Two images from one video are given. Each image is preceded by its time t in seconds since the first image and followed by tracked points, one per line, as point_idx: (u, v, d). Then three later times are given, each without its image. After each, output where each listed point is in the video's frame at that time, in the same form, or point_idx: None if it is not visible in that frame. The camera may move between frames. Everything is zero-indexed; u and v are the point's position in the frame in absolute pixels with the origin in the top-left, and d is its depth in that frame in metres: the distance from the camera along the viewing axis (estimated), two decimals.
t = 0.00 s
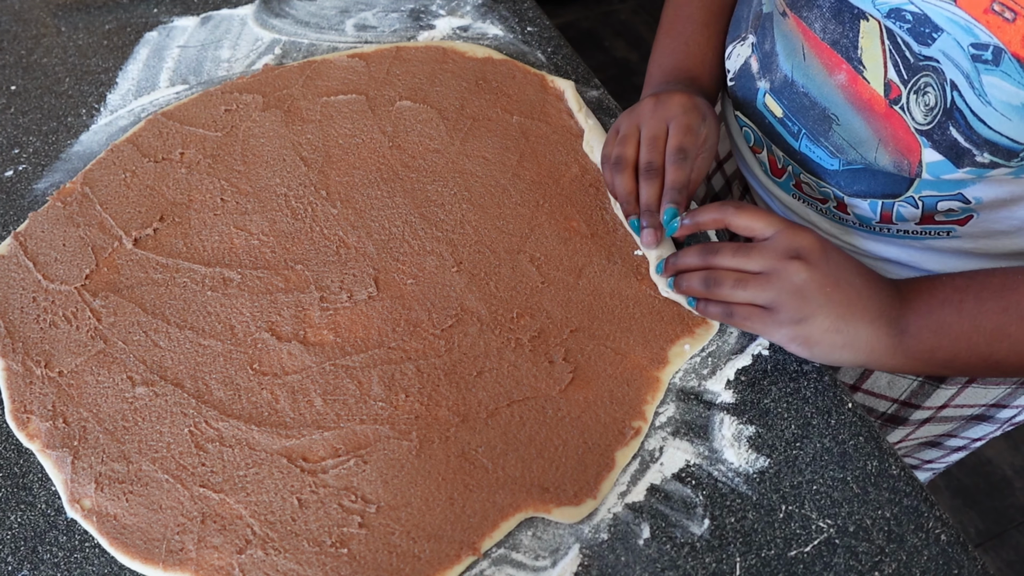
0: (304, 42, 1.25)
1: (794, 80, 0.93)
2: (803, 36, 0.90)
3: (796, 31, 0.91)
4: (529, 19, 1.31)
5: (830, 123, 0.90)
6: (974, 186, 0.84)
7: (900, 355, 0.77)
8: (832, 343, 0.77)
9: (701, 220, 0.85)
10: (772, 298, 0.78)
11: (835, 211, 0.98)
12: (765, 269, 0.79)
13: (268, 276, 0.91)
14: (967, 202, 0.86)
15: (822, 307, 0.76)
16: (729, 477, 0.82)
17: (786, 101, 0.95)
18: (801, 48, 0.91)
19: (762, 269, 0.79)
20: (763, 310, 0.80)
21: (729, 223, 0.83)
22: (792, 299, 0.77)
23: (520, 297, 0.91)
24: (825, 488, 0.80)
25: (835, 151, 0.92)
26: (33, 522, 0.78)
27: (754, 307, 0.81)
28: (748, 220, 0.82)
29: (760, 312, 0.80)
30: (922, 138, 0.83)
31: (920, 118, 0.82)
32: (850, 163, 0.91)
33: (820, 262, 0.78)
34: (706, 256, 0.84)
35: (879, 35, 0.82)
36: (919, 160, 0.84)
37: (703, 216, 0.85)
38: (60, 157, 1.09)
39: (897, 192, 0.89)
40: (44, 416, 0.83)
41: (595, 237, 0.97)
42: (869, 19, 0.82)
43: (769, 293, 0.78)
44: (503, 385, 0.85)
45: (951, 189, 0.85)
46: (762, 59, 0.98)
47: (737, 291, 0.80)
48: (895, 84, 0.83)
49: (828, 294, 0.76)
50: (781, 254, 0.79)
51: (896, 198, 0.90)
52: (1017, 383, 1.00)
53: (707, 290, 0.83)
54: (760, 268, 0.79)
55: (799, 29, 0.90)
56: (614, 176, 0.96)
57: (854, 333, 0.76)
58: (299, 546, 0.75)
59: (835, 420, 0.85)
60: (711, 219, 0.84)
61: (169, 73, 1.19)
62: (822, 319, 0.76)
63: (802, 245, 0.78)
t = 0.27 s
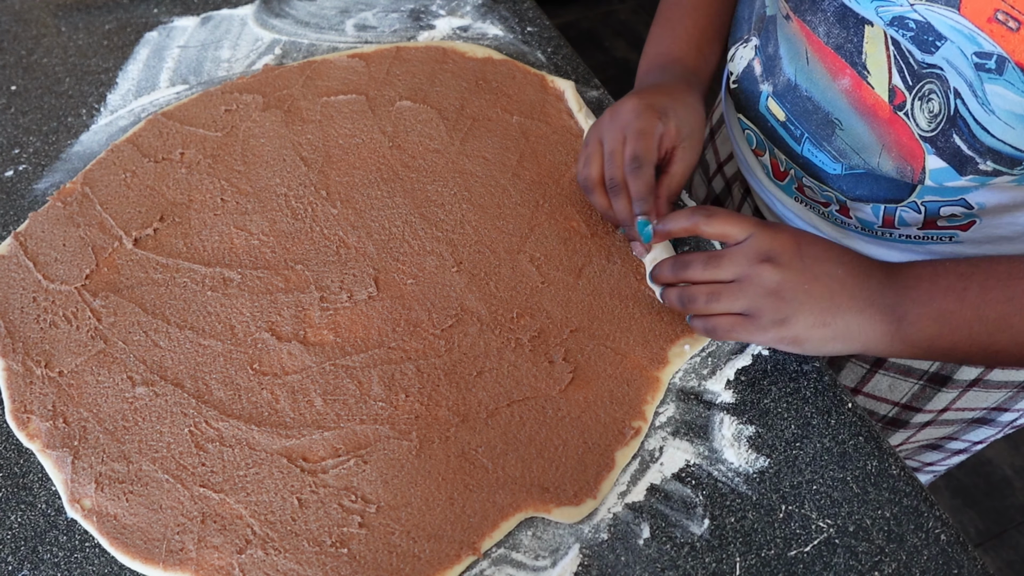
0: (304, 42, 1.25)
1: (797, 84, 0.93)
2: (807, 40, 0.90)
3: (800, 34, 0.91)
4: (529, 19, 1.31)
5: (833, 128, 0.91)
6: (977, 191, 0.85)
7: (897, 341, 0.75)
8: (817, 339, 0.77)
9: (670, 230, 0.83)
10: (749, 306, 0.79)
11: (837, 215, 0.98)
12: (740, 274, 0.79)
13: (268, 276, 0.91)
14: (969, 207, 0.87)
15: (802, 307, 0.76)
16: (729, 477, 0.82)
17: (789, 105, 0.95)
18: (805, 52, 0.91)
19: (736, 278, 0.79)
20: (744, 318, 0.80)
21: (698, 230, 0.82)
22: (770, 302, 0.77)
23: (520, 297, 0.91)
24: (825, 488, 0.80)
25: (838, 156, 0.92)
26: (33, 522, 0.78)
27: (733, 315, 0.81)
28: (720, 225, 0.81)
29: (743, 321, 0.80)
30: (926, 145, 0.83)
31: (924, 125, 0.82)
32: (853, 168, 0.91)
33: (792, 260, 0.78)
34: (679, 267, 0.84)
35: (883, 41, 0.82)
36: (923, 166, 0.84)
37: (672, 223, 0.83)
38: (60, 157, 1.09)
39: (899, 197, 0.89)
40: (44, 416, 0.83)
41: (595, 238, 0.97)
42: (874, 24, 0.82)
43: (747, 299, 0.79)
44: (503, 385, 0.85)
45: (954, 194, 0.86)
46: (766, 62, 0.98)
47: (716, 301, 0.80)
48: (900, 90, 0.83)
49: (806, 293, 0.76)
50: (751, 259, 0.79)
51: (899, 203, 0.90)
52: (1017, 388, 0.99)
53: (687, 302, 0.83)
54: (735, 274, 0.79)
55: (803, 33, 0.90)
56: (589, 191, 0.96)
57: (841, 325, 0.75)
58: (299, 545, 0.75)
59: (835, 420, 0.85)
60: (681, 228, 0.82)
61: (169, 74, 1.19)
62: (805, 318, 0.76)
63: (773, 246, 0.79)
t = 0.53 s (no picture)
0: (304, 42, 1.25)
1: (798, 86, 0.92)
2: (808, 41, 0.89)
3: (802, 36, 0.89)
4: (529, 19, 1.31)
5: (834, 131, 0.89)
6: (977, 195, 0.84)
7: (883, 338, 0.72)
8: (795, 345, 0.74)
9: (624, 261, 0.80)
10: (713, 325, 0.76)
11: (837, 218, 0.97)
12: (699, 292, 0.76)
13: (268, 276, 0.91)
14: (969, 211, 0.86)
15: (768, 318, 0.73)
16: (729, 477, 0.82)
17: (791, 107, 0.94)
18: (806, 54, 0.89)
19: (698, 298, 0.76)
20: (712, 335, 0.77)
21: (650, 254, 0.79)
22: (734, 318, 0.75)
23: (520, 297, 0.91)
24: (825, 488, 0.80)
25: (838, 159, 0.91)
26: (33, 522, 0.78)
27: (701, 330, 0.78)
28: (670, 248, 0.77)
29: (710, 339, 0.77)
30: (927, 150, 0.82)
31: (925, 129, 0.81)
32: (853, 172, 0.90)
33: (749, 272, 0.74)
34: (644, 288, 0.81)
35: (885, 44, 0.80)
36: (923, 171, 0.83)
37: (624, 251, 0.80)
38: (60, 157, 1.09)
39: (900, 201, 0.89)
40: (44, 416, 0.83)
41: (595, 237, 0.97)
42: (876, 27, 0.80)
43: (710, 318, 0.76)
44: (503, 385, 0.85)
45: (954, 198, 0.85)
46: (767, 64, 0.97)
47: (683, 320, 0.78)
48: (902, 93, 0.81)
49: (767, 305, 0.73)
50: (707, 278, 0.75)
51: (899, 206, 0.90)
52: (1017, 392, 0.98)
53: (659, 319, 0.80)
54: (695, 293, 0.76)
55: (804, 34, 0.89)
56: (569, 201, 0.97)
57: (821, 330, 0.73)
58: (299, 545, 0.75)
59: (835, 420, 0.85)
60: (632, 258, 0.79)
61: (169, 74, 1.19)
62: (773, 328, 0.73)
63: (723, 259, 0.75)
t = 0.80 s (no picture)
0: (304, 42, 1.25)
1: (794, 91, 0.94)
2: (804, 46, 0.91)
3: (798, 40, 0.92)
4: (529, 19, 1.31)
5: (829, 134, 0.92)
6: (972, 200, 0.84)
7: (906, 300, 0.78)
8: (836, 287, 0.78)
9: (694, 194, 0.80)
10: (785, 241, 0.76)
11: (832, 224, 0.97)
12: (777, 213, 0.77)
13: (268, 276, 0.91)
14: (965, 217, 0.86)
15: (835, 246, 0.76)
16: (729, 477, 0.82)
17: (787, 111, 0.97)
18: (803, 58, 0.92)
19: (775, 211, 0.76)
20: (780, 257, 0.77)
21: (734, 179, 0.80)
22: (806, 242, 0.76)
23: (520, 297, 0.91)
24: (825, 488, 0.80)
25: (833, 163, 0.93)
26: (33, 522, 0.78)
27: (765, 251, 0.77)
28: (755, 171, 0.79)
29: (773, 255, 0.77)
30: (920, 153, 0.83)
31: (918, 133, 0.82)
32: (847, 175, 0.92)
33: (830, 203, 0.77)
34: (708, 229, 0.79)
35: (878, 49, 0.83)
36: (915, 175, 0.85)
37: (695, 195, 0.80)
38: (60, 157, 1.09)
39: (895, 205, 0.89)
40: (44, 416, 0.83)
41: (595, 238, 0.97)
42: (869, 31, 0.83)
43: (786, 233, 0.76)
44: (503, 385, 0.85)
45: (948, 203, 0.85)
46: (764, 67, 1.00)
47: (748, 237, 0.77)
48: (895, 96, 0.83)
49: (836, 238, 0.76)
50: (793, 197, 0.77)
51: (895, 211, 0.90)
52: (1015, 398, 1.00)
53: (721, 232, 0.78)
54: (772, 211, 0.77)
55: (801, 39, 0.92)
56: (597, 98, 1.05)
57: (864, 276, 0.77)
58: (299, 545, 0.75)
59: (835, 420, 0.85)
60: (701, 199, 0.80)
61: (169, 74, 1.19)
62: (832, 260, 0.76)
63: (813, 188, 0.77)
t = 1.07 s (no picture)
0: (304, 42, 1.25)
1: (785, 91, 0.95)
2: (794, 46, 0.92)
3: (788, 41, 0.93)
4: (529, 19, 1.31)
5: (817, 133, 0.92)
6: (962, 201, 0.86)
7: (883, 317, 0.86)
8: (803, 295, 0.89)
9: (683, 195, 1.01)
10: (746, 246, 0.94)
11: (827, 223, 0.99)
12: (744, 224, 0.95)
13: (268, 276, 0.91)
14: (955, 216, 0.88)
15: (793, 256, 0.90)
16: (729, 477, 0.82)
17: (778, 111, 0.97)
18: (793, 58, 0.92)
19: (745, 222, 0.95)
20: (742, 259, 0.93)
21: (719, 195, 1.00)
22: (767, 249, 0.92)
23: (520, 297, 0.91)
24: (825, 488, 0.80)
25: (822, 161, 0.94)
26: (33, 522, 0.78)
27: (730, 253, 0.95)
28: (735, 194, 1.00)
29: (740, 259, 0.93)
30: (905, 151, 0.84)
31: (903, 131, 0.83)
32: (836, 172, 0.93)
33: (792, 224, 0.93)
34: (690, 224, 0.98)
35: (862, 50, 0.83)
36: (902, 172, 0.86)
37: (682, 193, 1.01)
38: (60, 157, 1.09)
39: (886, 202, 0.90)
40: (44, 416, 0.83)
41: (595, 238, 0.98)
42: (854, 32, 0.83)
43: (748, 241, 0.94)
44: (503, 385, 0.85)
45: (940, 203, 0.87)
46: (757, 68, 1.01)
47: (716, 238, 0.96)
48: (879, 96, 0.84)
49: (797, 248, 0.90)
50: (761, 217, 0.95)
51: (886, 208, 0.91)
52: (1010, 402, 1.03)
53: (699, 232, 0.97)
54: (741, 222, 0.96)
55: (791, 39, 0.92)
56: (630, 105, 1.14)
57: (829, 288, 0.87)
58: (299, 545, 0.75)
59: (835, 420, 0.85)
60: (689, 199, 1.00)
61: (169, 74, 1.19)
62: (791, 268, 0.89)
63: (779, 210, 0.95)
